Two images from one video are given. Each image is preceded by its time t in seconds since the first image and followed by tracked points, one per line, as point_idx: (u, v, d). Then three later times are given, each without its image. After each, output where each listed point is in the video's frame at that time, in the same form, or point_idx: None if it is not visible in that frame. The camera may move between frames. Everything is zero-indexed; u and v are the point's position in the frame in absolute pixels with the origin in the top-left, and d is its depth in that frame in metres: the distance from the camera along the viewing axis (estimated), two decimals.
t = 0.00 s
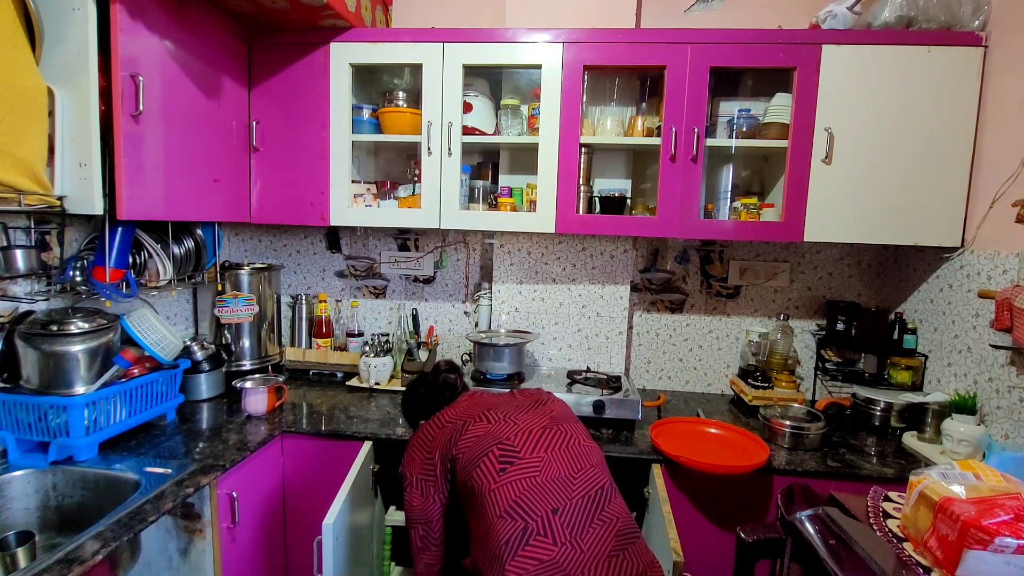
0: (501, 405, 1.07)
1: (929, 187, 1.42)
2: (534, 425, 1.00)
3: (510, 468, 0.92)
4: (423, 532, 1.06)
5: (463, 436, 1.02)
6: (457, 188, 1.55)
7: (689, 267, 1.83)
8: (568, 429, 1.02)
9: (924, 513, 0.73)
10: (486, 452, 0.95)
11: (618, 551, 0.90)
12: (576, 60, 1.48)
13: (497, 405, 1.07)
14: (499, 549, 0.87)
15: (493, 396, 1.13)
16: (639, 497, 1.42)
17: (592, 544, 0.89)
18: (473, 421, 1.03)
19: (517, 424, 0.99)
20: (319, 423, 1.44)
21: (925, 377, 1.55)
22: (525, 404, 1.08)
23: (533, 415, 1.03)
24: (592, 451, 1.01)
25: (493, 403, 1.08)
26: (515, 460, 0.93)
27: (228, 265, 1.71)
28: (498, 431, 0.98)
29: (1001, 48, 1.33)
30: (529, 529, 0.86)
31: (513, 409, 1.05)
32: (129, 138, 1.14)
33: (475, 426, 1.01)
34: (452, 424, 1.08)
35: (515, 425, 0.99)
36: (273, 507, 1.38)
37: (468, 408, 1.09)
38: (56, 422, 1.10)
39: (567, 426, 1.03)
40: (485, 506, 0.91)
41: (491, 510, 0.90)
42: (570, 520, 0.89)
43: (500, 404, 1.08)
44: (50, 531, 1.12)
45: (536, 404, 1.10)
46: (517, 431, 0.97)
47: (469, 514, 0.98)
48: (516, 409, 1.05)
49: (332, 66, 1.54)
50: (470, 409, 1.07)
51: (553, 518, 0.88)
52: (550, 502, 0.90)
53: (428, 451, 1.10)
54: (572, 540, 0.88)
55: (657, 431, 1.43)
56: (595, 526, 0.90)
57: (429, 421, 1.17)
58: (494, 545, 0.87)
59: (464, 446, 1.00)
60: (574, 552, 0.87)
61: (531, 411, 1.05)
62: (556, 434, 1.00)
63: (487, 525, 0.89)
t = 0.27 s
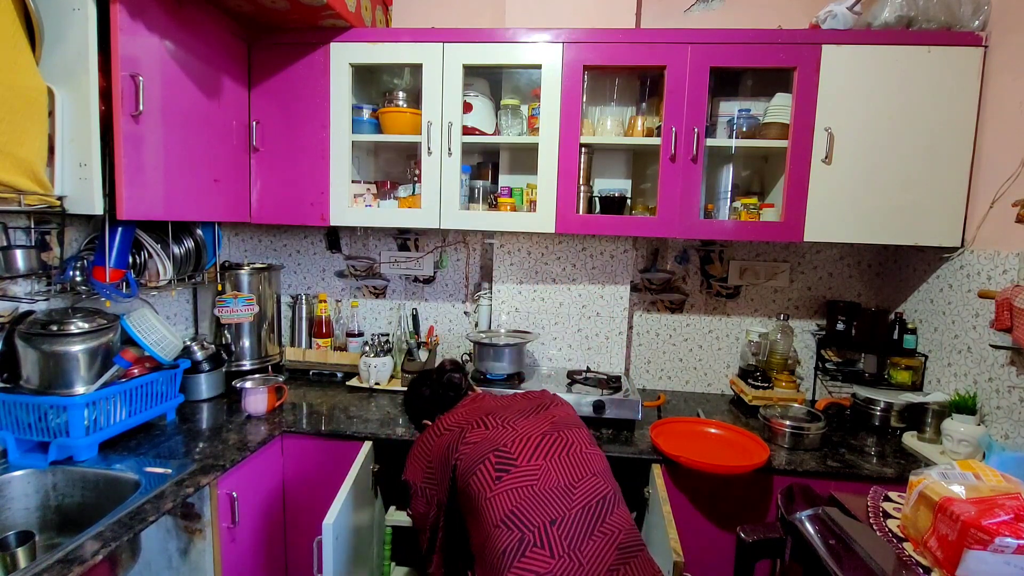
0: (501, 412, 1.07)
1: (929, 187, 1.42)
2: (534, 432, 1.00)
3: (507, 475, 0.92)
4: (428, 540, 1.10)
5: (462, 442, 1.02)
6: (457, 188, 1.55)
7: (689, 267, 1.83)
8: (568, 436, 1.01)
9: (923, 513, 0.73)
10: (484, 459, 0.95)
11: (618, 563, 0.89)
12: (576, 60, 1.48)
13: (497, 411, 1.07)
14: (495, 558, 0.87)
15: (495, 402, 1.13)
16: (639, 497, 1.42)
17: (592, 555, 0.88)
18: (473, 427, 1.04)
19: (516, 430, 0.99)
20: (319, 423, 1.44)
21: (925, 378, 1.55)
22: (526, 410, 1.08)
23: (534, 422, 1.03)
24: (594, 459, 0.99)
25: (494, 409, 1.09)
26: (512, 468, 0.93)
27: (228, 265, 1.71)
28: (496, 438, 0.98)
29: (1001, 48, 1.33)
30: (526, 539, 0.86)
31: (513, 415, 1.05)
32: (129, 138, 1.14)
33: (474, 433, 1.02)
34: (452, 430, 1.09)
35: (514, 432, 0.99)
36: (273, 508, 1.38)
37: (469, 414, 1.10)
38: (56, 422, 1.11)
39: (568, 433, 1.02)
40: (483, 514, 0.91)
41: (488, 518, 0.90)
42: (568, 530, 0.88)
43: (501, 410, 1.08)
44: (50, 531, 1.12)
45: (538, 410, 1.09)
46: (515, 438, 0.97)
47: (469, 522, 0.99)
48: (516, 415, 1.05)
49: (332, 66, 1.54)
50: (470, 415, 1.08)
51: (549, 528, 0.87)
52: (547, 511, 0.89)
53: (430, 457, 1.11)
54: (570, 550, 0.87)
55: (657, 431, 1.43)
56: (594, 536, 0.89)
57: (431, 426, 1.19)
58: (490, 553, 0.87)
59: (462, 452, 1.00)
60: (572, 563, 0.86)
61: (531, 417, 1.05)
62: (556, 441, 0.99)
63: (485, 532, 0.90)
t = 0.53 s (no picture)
0: (498, 412, 1.07)
1: (929, 187, 1.42)
2: (531, 433, 0.99)
3: (504, 478, 0.92)
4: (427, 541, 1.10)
5: (458, 444, 1.02)
6: (457, 188, 1.55)
7: (689, 267, 1.83)
8: (566, 437, 1.01)
9: (923, 513, 0.73)
10: (480, 461, 0.95)
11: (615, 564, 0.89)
12: (576, 60, 1.48)
13: (494, 412, 1.07)
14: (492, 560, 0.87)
15: (493, 402, 1.13)
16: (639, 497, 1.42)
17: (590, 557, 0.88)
18: (470, 428, 1.03)
19: (513, 432, 0.99)
20: (319, 423, 1.44)
21: (925, 378, 1.55)
22: (524, 411, 1.08)
23: (531, 423, 1.03)
24: (593, 460, 0.99)
25: (491, 410, 1.08)
26: (509, 470, 0.93)
27: (228, 265, 1.71)
28: (493, 439, 0.98)
29: (1001, 48, 1.33)
30: (523, 542, 0.86)
31: (511, 416, 1.05)
32: (129, 138, 1.14)
33: (470, 434, 1.01)
34: (449, 431, 1.09)
35: (511, 433, 0.99)
36: (273, 508, 1.38)
37: (467, 415, 1.09)
38: (56, 422, 1.11)
39: (566, 434, 1.02)
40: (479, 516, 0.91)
41: (485, 521, 0.90)
42: (565, 532, 0.88)
43: (498, 411, 1.08)
44: (50, 531, 1.12)
45: (536, 412, 1.09)
46: (512, 440, 0.97)
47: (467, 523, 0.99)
48: (513, 416, 1.05)
49: (332, 66, 1.54)
50: (468, 417, 1.08)
51: (546, 530, 0.87)
52: (545, 513, 0.89)
53: (428, 458, 1.11)
54: (567, 553, 0.87)
55: (657, 431, 1.43)
56: (592, 538, 0.89)
57: (430, 427, 1.18)
58: (487, 555, 0.88)
59: (459, 454, 1.00)
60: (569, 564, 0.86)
61: (529, 418, 1.05)
62: (554, 442, 0.99)
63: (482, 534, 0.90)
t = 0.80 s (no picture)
0: (502, 413, 1.07)
1: (929, 187, 1.42)
2: (534, 433, 1.00)
3: (506, 478, 0.92)
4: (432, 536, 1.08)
5: (461, 444, 1.03)
6: (457, 188, 1.55)
7: (689, 267, 1.83)
8: (569, 438, 1.01)
9: (923, 513, 0.73)
10: (484, 461, 0.95)
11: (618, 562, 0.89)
12: (576, 60, 1.48)
13: (497, 413, 1.08)
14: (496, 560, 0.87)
15: (496, 403, 1.14)
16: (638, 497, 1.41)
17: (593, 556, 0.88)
18: (473, 429, 1.04)
19: (516, 432, 1.00)
20: (319, 423, 1.44)
21: (925, 378, 1.55)
22: (527, 411, 1.08)
23: (534, 423, 1.03)
24: (596, 460, 0.99)
25: (494, 411, 1.09)
26: (512, 470, 0.93)
27: (228, 265, 1.71)
28: (496, 440, 0.98)
29: (1001, 48, 1.33)
30: (526, 542, 0.86)
31: (513, 416, 1.06)
32: (129, 138, 1.14)
33: (474, 435, 1.02)
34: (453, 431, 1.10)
35: (513, 434, 1.00)
36: (272, 508, 1.38)
37: (470, 416, 1.10)
38: (56, 422, 1.11)
39: (568, 434, 1.02)
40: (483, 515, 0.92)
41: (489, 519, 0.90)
42: (567, 531, 0.88)
43: (501, 411, 1.08)
44: (50, 531, 1.12)
45: (538, 412, 1.09)
46: (515, 440, 0.98)
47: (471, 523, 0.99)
48: (516, 416, 1.06)
49: (332, 66, 1.54)
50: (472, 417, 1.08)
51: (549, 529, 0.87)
52: (547, 513, 0.89)
53: (431, 458, 1.11)
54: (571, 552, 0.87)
55: (657, 431, 1.43)
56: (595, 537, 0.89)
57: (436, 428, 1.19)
58: (490, 555, 0.88)
59: (462, 454, 1.01)
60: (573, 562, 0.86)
61: (532, 419, 1.05)
62: (557, 442, 0.99)
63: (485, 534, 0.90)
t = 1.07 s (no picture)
0: (513, 415, 1.07)
1: (929, 187, 1.42)
2: (547, 436, 0.99)
3: (519, 480, 0.91)
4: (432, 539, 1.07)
5: (473, 445, 1.02)
6: (457, 188, 1.55)
7: (689, 267, 1.83)
8: (581, 441, 1.01)
9: (924, 513, 0.73)
10: (496, 462, 0.95)
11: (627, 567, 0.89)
12: (576, 60, 1.48)
13: (509, 415, 1.07)
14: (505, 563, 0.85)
15: (506, 405, 1.14)
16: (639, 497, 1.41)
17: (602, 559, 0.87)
18: (485, 430, 1.04)
19: (528, 434, 0.99)
20: (319, 423, 1.44)
21: (925, 378, 1.55)
22: (538, 415, 1.09)
23: (546, 426, 1.03)
24: (607, 464, 0.99)
25: (505, 412, 1.09)
26: (525, 473, 0.92)
27: (228, 265, 1.71)
28: (509, 442, 0.98)
29: (1001, 48, 1.34)
30: (536, 545, 0.85)
31: (525, 419, 1.06)
32: (129, 138, 1.14)
33: (486, 436, 1.02)
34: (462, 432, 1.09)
35: (526, 436, 0.99)
36: (273, 508, 1.38)
37: (480, 415, 1.11)
38: (56, 422, 1.10)
39: (580, 437, 1.02)
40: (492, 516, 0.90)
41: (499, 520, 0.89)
42: (578, 535, 0.87)
43: (512, 413, 1.08)
44: (50, 531, 1.12)
45: (549, 415, 1.09)
46: (528, 442, 0.97)
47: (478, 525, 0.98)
48: (528, 419, 1.06)
49: (332, 66, 1.54)
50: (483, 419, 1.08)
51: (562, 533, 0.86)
52: (559, 516, 0.88)
53: (441, 458, 1.11)
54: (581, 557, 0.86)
55: (657, 431, 1.43)
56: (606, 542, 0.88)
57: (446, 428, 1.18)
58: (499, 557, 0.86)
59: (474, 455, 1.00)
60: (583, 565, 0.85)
61: (543, 421, 1.05)
62: (569, 445, 0.99)
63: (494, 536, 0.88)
